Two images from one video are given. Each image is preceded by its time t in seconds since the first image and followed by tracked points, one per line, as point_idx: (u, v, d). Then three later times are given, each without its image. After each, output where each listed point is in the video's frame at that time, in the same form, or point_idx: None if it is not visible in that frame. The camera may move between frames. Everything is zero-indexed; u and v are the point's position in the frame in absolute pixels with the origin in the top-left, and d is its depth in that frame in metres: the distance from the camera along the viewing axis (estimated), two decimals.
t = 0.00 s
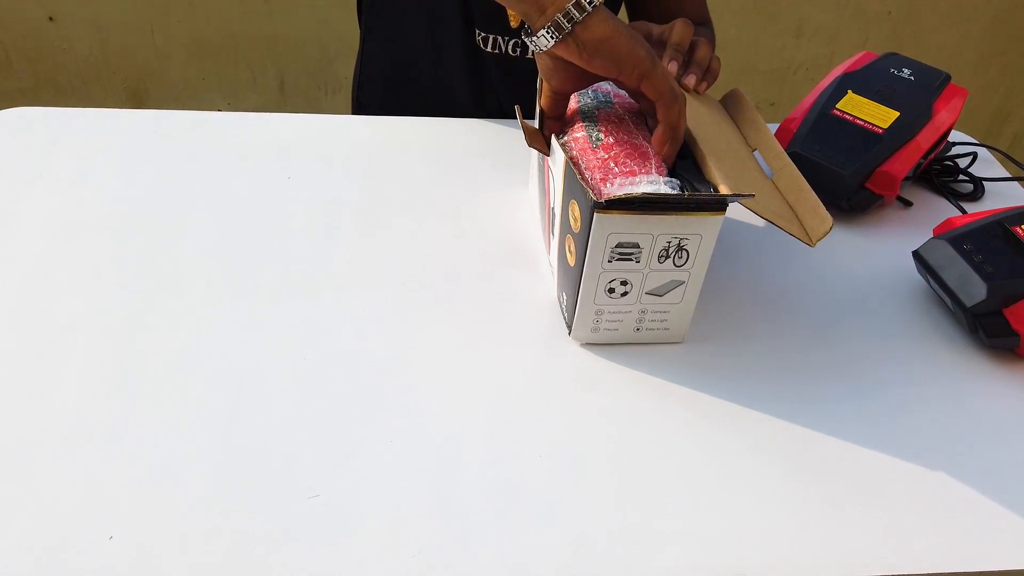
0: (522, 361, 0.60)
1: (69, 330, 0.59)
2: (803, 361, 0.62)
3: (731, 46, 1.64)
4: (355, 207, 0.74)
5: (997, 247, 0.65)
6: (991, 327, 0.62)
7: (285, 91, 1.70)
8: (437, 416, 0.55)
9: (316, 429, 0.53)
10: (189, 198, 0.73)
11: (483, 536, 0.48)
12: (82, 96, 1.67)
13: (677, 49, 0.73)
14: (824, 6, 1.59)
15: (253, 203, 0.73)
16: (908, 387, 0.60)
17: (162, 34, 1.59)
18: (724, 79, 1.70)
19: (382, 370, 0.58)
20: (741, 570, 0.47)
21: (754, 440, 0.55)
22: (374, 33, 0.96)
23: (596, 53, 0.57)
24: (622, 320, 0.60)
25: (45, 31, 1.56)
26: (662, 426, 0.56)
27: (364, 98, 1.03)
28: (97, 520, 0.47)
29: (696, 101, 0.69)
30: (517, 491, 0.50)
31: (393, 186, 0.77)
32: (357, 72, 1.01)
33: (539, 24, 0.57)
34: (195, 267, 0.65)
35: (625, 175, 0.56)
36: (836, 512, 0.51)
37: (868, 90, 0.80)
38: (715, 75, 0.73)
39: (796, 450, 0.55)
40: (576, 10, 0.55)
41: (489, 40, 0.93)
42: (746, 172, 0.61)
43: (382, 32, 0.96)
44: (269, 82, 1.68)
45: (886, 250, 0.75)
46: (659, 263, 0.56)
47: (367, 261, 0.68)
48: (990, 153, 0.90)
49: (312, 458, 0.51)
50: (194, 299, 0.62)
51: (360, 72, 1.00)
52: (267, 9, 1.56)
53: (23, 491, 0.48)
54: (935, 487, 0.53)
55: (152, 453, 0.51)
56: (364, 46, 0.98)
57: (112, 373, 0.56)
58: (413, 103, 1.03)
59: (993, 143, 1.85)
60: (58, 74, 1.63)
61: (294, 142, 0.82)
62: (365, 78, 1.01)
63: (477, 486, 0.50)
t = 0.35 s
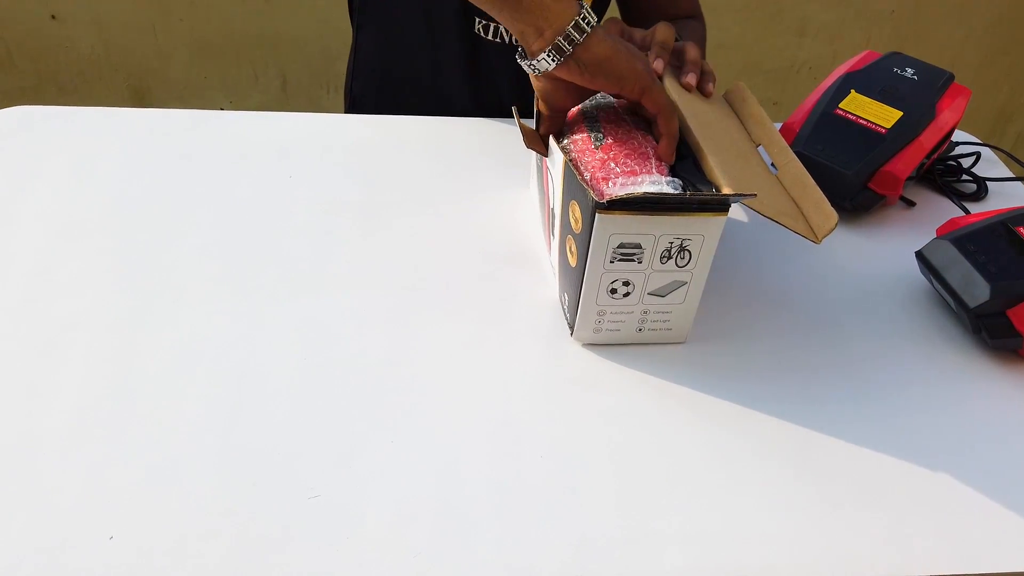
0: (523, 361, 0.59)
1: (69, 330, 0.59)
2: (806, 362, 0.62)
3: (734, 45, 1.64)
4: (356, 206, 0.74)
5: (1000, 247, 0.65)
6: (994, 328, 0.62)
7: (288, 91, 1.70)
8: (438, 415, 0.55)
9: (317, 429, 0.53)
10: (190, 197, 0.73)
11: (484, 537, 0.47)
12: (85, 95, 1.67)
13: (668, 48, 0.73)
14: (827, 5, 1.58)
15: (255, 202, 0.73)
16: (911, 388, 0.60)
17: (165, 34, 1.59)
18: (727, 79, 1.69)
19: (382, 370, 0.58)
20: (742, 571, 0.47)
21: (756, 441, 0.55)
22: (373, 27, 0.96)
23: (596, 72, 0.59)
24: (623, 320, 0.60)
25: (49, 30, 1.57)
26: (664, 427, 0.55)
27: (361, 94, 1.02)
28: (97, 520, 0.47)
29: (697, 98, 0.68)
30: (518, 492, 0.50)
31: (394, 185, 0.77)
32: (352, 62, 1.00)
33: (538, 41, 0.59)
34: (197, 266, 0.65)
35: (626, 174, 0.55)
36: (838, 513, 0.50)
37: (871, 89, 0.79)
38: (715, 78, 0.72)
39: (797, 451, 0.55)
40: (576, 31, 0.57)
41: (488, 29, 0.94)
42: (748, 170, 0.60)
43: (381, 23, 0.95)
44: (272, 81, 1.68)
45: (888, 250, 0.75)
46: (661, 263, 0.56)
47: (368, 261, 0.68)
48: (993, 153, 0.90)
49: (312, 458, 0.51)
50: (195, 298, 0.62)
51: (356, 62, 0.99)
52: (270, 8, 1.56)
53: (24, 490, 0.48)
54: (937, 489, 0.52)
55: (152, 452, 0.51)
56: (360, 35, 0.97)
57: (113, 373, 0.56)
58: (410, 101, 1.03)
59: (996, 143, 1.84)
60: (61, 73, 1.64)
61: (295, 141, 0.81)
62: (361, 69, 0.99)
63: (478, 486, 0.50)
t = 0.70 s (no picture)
0: (524, 359, 0.60)
1: (70, 328, 0.59)
2: (805, 359, 0.62)
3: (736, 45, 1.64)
4: (357, 205, 0.74)
5: (1001, 248, 0.65)
6: (994, 329, 0.62)
7: (290, 89, 1.70)
8: (437, 415, 0.55)
9: (317, 428, 0.53)
10: (192, 196, 0.73)
11: (484, 534, 0.48)
12: (88, 93, 1.68)
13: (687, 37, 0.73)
14: (829, 5, 1.58)
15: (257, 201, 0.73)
16: (911, 387, 0.60)
17: (168, 32, 1.59)
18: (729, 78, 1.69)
19: (383, 369, 0.58)
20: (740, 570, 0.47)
21: (756, 440, 0.55)
22: (367, 27, 0.96)
23: (623, 54, 0.58)
24: (603, 284, 0.62)
25: (51, 28, 1.57)
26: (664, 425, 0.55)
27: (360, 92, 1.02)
28: (99, 517, 0.47)
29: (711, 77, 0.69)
30: (517, 490, 0.50)
31: (396, 183, 0.77)
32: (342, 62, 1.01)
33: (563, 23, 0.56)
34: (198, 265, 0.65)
35: (616, 142, 0.57)
36: (836, 512, 0.50)
37: (873, 90, 0.79)
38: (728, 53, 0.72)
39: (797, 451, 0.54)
40: (604, 15, 0.55)
41: (475, 31, 0.94)
42: (746, 149, 0.60)
43: (372, 24, 0.95)
44: (274, 79, 1.68)
45: (889, 251, 0.75)
46: (640, 231, 0.58)
47: (369, 260, 0.68)
48: (996, 152, 0.90)
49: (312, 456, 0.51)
50: (196, 296, 0.62)
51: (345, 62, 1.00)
52: (272, 6, 1.56)
53: (26, 488, 0.48)
54: (937, 489, 0.52)
55: (153, 450, 0.51)
56: (349, 35, 0.97)
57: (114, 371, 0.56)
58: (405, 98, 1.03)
59: (999, 143, 1.84)
60: (64, 71, 1.64)
61: (297, 139, 0.82)
62: (351, 70, 1.00)
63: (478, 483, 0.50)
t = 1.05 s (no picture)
0: (526, 358, 0.60)
1: (74, 326, 0.59)
2: (803, 359, 0.62)
3: (738, 45, 1.64)
4: (360, 205, 0.74)
5: (1003, 248, 0.65)
6: (996, 329, 0.62)
7: (292, 88, 1.70)
8: (440, 414, 0.55)
9: (320, 427, 0.53)
10: (195, 196, 0.73)
11: (486, 533, 0.48)
12: (91, 92, 1.68)
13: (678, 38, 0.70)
14: (831, 5, 1.58)
15: (259, 201, 0.73)
16: (912, 387, 0.60)
17: (171, 31, 1.59)
18: (730, 79, 1.69)
19: (385, 368, 0.58)
20: (740, 570, 0.47)
21: (757, 439, 0.55)
22: (365, 28, 0.96)
23: (596, 24, 0.54)
24: (543, 271, 0.61)
25: (54, 27, 1.57)
26: (666, 425, 0.56)
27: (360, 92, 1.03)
28: (103, 516, 0.47)
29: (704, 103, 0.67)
30: (520, 490, 0.50)
31: (398, 183, 0.77)
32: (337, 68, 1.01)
33: None
34: (201, 264, 0.66)
35: (571, 95, 0.54)
36: (837, 513, 0.51)
37: (875, 90, 0.79)
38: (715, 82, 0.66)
39: (799, 451, 0.55)
40: None
41: (474, 32, 0.95)
42: (690, 173, 0.59)
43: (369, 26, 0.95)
44: (276, 78, 1.68)
45: (890, 251, 0.75)
46: (575, 216, 0.57)
47: (372, 259, 0.68)
48: (998, 153, 0.90)
49: (315, 455, 0.51)
50: (198, 295, 0.63)
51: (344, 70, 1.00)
52: (275, 5, 1.56)
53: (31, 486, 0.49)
54: (938, 489, 0.53)
55: (157, 449, 0.51)
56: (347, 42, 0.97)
57: (118, 369, 0.56)
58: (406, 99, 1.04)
59: (1001, 143, 1.84)
60: (66, 70, 1.64)
61: (299, 139, 0.82)
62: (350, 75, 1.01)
63: (480, 482, 0.51)
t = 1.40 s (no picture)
0: (526, 357, 0.60)
1: (75, 324, 0.59)
2: (802, 357, 0.62)
3: (739, 44, 1.64)
4: (360, 204, 0.74)
5: (1005, 248, 0.65)
6: (998, 328, 0.62)
7: (293, 87, 1.70)
8: (440, 413, 0.55)
9: (320, 426, 0.53)
10: (195, 194, 0.73)
11: (487, 532, 0.48)
12: (91, 91, 1.68)
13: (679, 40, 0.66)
14: (832, 5, 1.58)
15: (259, 199, 0.73)
16: (912, 387, 0.60)
17: (171, 30, 1.59)
18: (731, 78, 1.69)
19: (386, 367, 0.58)
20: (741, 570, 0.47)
21: (758, 440, 0.55)
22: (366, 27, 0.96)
23: None
24: (526, 266, 0.61)
25: (55, 27, 1.57)
26: (667, 425, 0.55)
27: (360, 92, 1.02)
28: (104, 514, 0.47)
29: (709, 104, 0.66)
30: (520, 489, 0.50)
31: (399, 182, 0.77)
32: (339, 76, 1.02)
33: None
34: (201, 263, 0.66)
35: (546, 18, 0.48)
36: (838, 513, 0.50)
37: (876, 88, 0.79)
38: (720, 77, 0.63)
39: (800, 451, 0.54)
40: None
41: (474, 36, 0.95)
42: (683, 172, 0.58)
43: (370, 28, 0.96)
44: (276, 78, 1.68)
45: (891, 250, 0.75)
46: (554, 211, 0.56)
47: (372, 258, 0.68)
48: (999, 152, 0.89)
49: (315, 454, 0.51)
50: (198, 294, 0.63)
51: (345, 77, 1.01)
52: (276, 5, 1.56)
53: (32, 484, 0.49)
54: (939, 489, 0.52)
55: (157, 447, 0.51)
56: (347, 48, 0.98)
57: (118, 368, 0.56)
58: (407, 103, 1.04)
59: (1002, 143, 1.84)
60: (67, 68, 1.64)
61: (300, 138, 0.82)
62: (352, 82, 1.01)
63: (481, 481, 0.51)
